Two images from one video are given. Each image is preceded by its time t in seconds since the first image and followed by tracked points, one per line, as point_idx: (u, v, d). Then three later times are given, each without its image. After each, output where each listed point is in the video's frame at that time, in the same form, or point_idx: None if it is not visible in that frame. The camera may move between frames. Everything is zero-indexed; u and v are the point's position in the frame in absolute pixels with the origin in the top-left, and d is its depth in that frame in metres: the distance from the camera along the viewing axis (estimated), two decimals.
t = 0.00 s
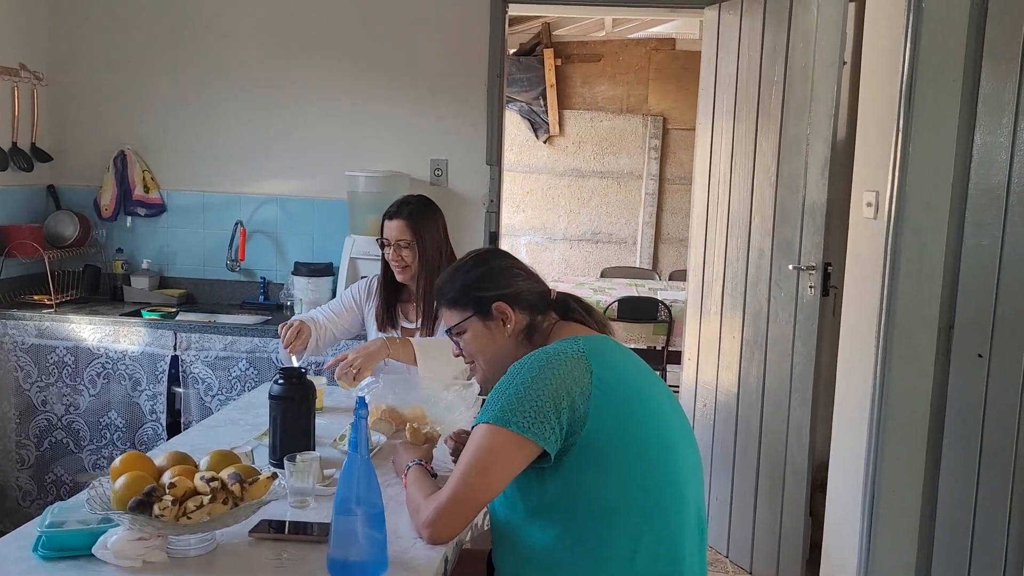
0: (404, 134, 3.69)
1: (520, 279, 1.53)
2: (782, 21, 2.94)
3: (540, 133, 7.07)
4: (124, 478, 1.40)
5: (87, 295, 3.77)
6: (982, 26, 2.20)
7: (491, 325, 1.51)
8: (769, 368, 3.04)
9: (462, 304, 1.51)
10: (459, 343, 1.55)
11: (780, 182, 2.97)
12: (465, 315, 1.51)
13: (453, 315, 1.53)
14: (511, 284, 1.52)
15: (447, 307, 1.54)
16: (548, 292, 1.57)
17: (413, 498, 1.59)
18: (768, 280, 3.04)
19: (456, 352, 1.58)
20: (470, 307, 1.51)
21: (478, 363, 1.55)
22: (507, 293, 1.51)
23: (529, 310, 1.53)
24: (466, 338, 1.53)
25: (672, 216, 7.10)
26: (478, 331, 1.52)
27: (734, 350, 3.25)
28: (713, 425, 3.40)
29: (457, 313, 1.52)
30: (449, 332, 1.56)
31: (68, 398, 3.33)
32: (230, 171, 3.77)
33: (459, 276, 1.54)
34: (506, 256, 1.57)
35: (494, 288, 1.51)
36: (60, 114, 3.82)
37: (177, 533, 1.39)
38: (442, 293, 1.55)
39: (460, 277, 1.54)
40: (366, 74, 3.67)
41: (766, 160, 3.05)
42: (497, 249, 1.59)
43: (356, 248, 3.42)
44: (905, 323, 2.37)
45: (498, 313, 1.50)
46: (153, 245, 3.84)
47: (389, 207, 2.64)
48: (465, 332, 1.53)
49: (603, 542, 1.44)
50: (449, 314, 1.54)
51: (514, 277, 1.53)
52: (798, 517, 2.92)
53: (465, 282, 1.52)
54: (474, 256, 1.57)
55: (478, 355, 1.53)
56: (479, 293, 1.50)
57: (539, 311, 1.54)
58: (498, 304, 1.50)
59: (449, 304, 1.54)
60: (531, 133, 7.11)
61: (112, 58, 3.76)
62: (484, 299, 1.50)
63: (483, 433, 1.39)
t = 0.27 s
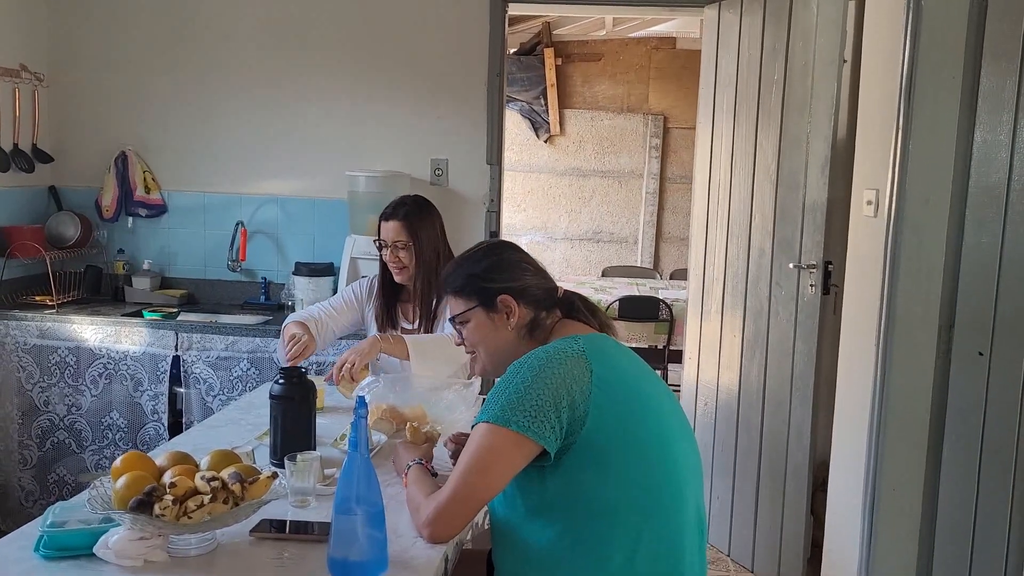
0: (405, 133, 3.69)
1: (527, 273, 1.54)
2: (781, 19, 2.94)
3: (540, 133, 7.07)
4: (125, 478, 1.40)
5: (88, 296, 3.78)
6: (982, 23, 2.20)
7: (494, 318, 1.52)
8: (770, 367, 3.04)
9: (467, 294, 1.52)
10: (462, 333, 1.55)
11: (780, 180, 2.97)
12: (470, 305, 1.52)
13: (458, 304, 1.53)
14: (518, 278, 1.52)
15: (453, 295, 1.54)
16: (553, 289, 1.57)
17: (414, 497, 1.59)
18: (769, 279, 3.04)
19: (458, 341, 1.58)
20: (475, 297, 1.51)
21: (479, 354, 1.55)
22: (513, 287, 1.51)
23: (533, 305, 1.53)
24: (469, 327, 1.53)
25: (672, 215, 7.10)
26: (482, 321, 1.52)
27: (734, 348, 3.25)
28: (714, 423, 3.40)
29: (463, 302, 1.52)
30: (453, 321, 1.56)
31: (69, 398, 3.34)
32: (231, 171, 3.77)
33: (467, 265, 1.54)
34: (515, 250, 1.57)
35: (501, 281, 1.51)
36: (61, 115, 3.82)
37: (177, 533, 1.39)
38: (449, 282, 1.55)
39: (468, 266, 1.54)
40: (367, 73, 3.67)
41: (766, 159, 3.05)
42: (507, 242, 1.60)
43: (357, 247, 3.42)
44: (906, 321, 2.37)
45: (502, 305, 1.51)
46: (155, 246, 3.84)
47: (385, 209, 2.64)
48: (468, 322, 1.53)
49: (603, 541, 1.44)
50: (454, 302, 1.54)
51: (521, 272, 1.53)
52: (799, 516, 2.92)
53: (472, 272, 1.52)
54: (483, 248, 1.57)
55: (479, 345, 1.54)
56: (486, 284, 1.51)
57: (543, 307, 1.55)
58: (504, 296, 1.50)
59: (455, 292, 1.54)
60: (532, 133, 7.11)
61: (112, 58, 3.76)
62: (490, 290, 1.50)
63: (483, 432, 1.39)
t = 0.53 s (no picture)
0: (403, 133, 3.69)
1: (528, 272, 1.54)
2: (779, 18, 2.94)
3: (539, 132, 7.07)
4: (122, 480, 1.40)
5: (86, 297, 3.77)
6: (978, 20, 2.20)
7: (493, 317, 1.52)
8: (769, 365, 3.04)
9: (467, 292, 1.52)
10: (460, 331, 1.55)
11: (779, 178, 2.97)
12: (470, 303, 1.52)
13: (458, 302, 1.53)
14: (518, 277, 1.52)
15: (452, 293, 1.54)
16: (553, 289, 1.57)
17: (412, 497, 1.59)
18: (768, 277, 3.04)
19: (457, 339, 1.58)
20: (474, 296, 1.51)
21: (478, 353, 1.55)
22: (513, 286, 1.51)
23: (533, 305, 1.53)
24: (468, 326, 1.53)
25: (672, 214, 7.10)
26: (481, 320, 1.52)
27: (733, 347, 3.25)
28: (714, 422, 3.40)
29: (462, 300, 1.52)
30: (452, 319, 1.56)
31: (68, 400, 3.33)
32: (229, 172, 3.77)
33: (466, 264, 1.54)
34: (515, 248, 1.57)
35: (501, 280, 1.51)
36: (58, 116, 3.82)
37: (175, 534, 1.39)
38: (448, 280, 1.55)
39: (468, 264, 1.54)
40: (364, 74, 3.67)
41: (764, 157, 3.05)
42: (507, 240, 1.60)
43: (356, 248, 3.42)
44: (903, 319, 2.38)
45: (502, 305, 1.51)
46: (153, 247, 3.84)
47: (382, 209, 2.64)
48: (467, 320, 1.53)
49: (601, 541, 1.44)
50: (454, 300, 1.54)
51: (522, 271, 1.53)
52: (798, 514, 2.92)
53: (472, 270, 1.52)
54: (483, 246, 1.57)
55: (478, 344, 1.54)
56: (485, 283, 1.51)
57: (543, 307, 1.54)
58: (503, 295, 1.50)
59: (455, 290, 1.54)
60: (531, 133, 7.11)
61: (110, 59, 3.76)
62: (490, 289, 1.50)
63: (482, 431, 1.39)
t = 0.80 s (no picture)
0: (401, 134, 3.69)
1: (528, 274, 1.54)
2: (775, 16, 2.94)
3: (538, 133, 7.07)
4: (120, 483, 1.40)
5: (85, 300, 3.78)
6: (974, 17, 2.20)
7: (492, 319, 1.52)
8: (768, 364, 3.04)
9: (465, 294, 1.51)
10: (459, 332, 1.55)
11: (776, 177, 2.97)
12: (469, 305, 1.51)
13: (456, 304, 1.53)
14: (517, 278, 1.52)
15: (451, 295, 1.54)
16: (552, 289, 1.57)
17: (411, 498, 1.59)
18: (766, 276, 3.04)
19: (455, 339, 1.58)
20: (473, 298, 1.51)
21: (477, 354, 1.55)
22: (512, 288, 1.51)
23: (532, 306, 1.53)
24: (467, 328, 1.53)
25: (671, 213, 7.10)
26: (480, 321, 1.52)
27: (732, 346, 3.25)
28: (714, 421, 3.40)
29: (461, 301, 1.52)
30: (450, 320, 1.55)
31: (67, 403, 3.34)
32: (227, 174, 3.77)
33: (466, 265, 1.54)
34: (513, 249, 1.57)
35: (500, 282, 1.51)
36: (56, 119, 3.82)
37: (174, 537, 1.39)
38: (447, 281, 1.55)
39: (466, 265, 1.54)
40: (362, 75, 3.67)
41: (762, 156, 3.05)
42: (505, 240, 1.59)
43: (354, 249, 3.43)
44: (902, 317, 2.38)
45: (501, 307, 1.51)
46: (151, 250, 3.84)
47: (378, 210, 2.63)
48: (466, 322, 1.53)
49: (600, 541, 1.44)
50: (452, 302, 1.54)
51: (521, 272, 1.53)
52: (798, 513, 2.92)
53: (471, 272, 1.52)
54: (481, 246, 1.57)
55: (477, 346, 1.54)
56: (484, 285, 1.50)
57: (541, 308, 1.55)
58: (502, 297, 1.50)
59: (453, 291, 1.53)
60: (529, 133, 7.11)
61: (107, 62, 3.76)
62: (489, 291, 1.50)
63: (481, 432, 1.39)
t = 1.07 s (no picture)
0: (400, 136, 3.69)
1: (528, 275, 1.54)
2: (774, 16, 2.94)
3: (537, 133, 7.08)
4: (121, 486, 1.40)
5: (85, 304, 3.78)
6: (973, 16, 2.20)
7: (493, 320, 1.52)
8: (768, 363, 3.04)
9: (466, 295, 1.51)
10: (459, 333, 1.55)
11: (776, 177, 2.97)
12: (470, 306, 1.51)
13: (456, 305, 1.53)
14: (518, 279, 1.52)
15: (451, 296, 1.54)
16: (552, 290, 1.58)
17: (411, 500, 1.59)
18: (766, 275, 3.04)
19: (455, 340, 1.58)
20: (474, 300, 1.51)
21: (478, 355, 1.55)
22: (513, 289, 1.51)
23: (533, 307, 1.53)
24: (468, 329, 1.53)
25: (670, 212, 7.10)
26: (481, 322, 1.52)
27: (732, 345, 3.25)
28: (714, 420, 3.40)
29: (462, 303, 1.52)
30: (450, 321, 1.55)
31: (68, 406, 3.34)
32: (227, 177, 3.77)
33: (466, 266, 1.53)
34: (513, 250, 1.57)
35: (501, 283, 1.51)
36: (55, 122, 3.82)
37: (176, 540, 1.39)
38: (447, 281, 1.55)
39: (466, 266, 1.53)
40: (361, 77, 3.67)
41: (761, 156, 3.05)
42: (505, 241, 1.59)
43: (354, 251, 3.44)
44: (901, 316, 2.38)
45: (502, 308, 1.51)
46: (151, 252, 3.84)
47: (375, 212, 2.64)
48: (467, 323, 1.53)
49: (601, 541, 1.44)
50: (452, 303, 1.54)
51: (521, 273, 1.53)
52: (800, 512, 2.92)
53: (471, 273, 1.52)
54: (481, 247, 1.56)
55: (477, 347, 1.54)
56: (485, 286, 1.50)
57: (543, 309, 1.55)
58: (503, 299, 1.50)
59: (453, 292, 1.53)
60: (528, 133, 7.12)
61: (106, 65, 3.76)
62: (490, 292, 1.50)
63: (481, 433, 1.39)
